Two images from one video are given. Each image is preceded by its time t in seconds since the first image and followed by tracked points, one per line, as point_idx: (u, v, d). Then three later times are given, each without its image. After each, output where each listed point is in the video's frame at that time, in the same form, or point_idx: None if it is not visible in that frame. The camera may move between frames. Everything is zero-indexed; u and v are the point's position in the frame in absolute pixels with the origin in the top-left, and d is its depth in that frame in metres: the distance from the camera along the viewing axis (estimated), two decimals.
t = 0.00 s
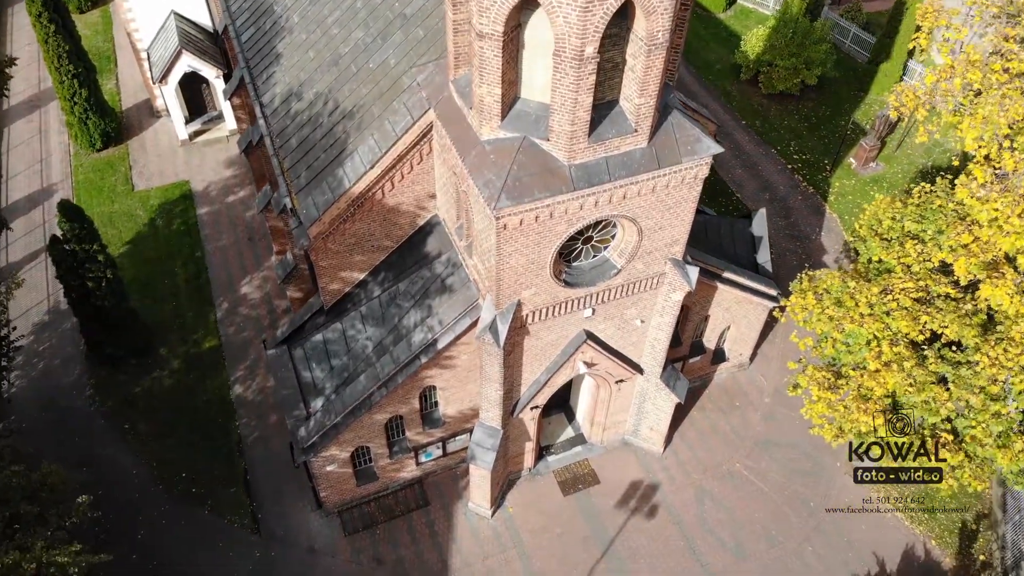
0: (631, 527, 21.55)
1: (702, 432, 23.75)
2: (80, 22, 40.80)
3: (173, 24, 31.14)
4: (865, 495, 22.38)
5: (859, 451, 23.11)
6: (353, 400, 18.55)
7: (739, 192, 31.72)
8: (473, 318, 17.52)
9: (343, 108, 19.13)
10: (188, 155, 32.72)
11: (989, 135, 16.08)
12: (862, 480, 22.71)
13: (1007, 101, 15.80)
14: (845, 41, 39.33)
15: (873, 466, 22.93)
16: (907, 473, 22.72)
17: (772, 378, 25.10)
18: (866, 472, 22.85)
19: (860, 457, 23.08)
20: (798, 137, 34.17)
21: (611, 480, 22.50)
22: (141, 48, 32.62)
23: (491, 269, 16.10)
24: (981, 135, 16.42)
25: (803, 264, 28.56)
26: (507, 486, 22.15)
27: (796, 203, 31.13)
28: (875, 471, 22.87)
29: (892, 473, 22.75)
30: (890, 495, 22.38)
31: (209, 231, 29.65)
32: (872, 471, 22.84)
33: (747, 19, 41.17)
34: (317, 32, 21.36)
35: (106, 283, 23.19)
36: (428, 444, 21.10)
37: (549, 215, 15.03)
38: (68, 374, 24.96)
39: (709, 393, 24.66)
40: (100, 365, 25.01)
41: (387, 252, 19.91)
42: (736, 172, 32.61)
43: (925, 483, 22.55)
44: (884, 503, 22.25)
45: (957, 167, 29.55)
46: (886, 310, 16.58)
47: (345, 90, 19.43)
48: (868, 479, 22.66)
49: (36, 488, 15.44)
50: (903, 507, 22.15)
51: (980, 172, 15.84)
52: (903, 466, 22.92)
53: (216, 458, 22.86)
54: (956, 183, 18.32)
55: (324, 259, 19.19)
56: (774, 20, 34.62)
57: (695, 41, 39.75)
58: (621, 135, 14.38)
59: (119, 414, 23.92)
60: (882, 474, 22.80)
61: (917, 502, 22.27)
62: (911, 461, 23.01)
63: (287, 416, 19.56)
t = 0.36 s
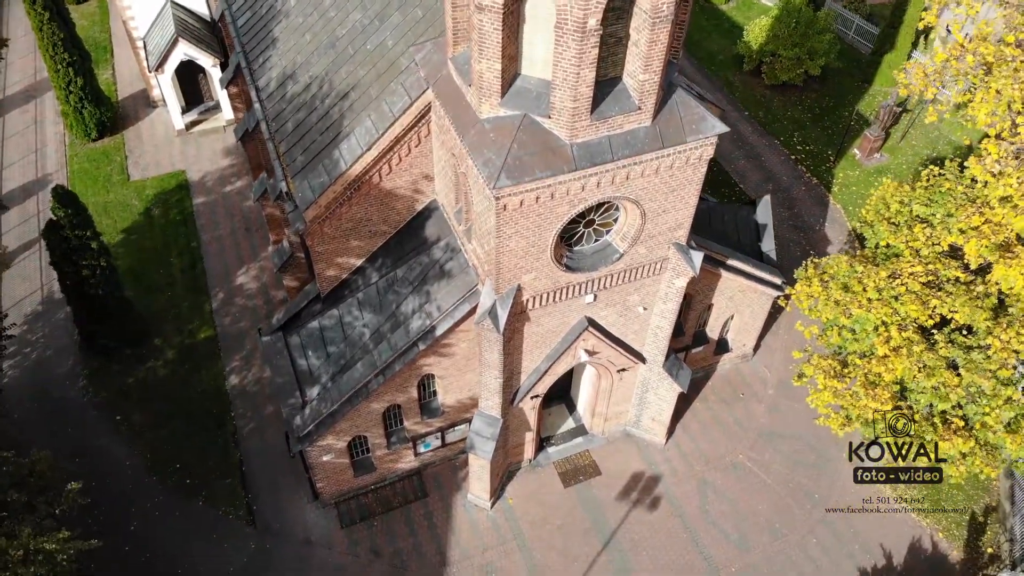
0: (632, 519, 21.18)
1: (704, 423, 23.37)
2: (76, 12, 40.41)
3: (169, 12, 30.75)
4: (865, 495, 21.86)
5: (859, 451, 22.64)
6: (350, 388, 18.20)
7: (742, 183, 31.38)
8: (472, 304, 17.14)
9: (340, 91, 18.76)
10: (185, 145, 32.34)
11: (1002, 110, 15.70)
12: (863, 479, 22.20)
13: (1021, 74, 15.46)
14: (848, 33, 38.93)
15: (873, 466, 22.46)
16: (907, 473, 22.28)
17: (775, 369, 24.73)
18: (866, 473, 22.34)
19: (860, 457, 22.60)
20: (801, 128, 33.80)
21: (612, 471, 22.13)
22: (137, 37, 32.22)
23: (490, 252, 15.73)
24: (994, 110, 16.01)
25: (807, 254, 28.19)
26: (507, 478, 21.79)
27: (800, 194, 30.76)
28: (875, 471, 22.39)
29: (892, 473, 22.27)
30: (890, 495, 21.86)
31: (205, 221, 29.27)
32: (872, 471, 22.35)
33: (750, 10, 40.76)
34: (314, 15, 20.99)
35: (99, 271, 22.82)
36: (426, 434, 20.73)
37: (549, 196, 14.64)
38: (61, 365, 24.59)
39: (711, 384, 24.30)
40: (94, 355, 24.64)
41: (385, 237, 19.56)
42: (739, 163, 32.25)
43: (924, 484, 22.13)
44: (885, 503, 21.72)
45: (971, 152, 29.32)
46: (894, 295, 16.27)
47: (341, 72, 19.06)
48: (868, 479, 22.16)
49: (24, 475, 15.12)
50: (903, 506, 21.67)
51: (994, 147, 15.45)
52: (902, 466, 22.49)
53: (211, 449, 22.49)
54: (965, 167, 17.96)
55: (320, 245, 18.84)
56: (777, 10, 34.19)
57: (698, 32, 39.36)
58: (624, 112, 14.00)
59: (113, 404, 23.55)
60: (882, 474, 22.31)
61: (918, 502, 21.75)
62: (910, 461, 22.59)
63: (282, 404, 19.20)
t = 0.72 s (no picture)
0: (633, 509, 20.81)
1: (707, 413, 23.00)
2: (72, 2, 40.01)
3: None
4: (865, 495, 21.29)
5: (859, 450, 22.05)
6: (346, 374, 17.84)
7: (744, 173, 31.02)
8: (471, 288, 16.76)
9: (335, 72, 18.41)
10: (181, 134, 31.98)
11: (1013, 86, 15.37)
12: (863, 479, 21.62)
13: None
14: (851, 23, 38.53)
15: (872, 466, 21.89)
16: (907, 473, 21.74)
17: (779, 359, 24.36)
18: (865, 472, 21.77)
19: (860, 457, 22.01)
20: (804, 118, 33.44)
21: (613, 461, 21.77)
22: (132, 25, 31.84)
23: (488, 233, 15.35)
24: (1005, 82, 15.66)
25: (811, 244, 27.82)
26: (507, 468, 21.42)
27: (803, 183, 30.39)
28: (875, 471, 21.79)
29: (892, 473, 21.70)
30: (891, 495, 21.29)
31: (200, 210, 28.89)
32: (872, 471, 21.77)
33: None
34: None
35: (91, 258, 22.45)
36: (425, 423, 20.37)
37: (549, 174, 14.28)
38: (53, 354, 24.21)
39: (714, 374, 23.93)
40: (88, 344, 24.27)
41: (382, 222, 19.20)
42: (741, 153, 31.90)
43: (924, 484, 21.57)
44: (885, 503, 21.15)
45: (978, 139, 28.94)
46: (902, 277, 15.95)
47: (337, 53, 18.70)
48: (868, 479, 21.57)
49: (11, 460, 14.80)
50: (904, 506, 21.12)
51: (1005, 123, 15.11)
52: (902, 466, 21.93)
53: (205, 439, 22.13)
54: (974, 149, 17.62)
55: (316, 228, 18.49)
56: None
57: (699, 22, 38.96)
58: (626, 87, 13.63)
59: (106, 394, 23.18)
60: (882, 474, 21.75)
61: (918, 502, 21.19)
62: (910, 461, 22.06)
63: (277, 391, 18.86)
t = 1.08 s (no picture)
0: (634, 500, 20.49)
1: (709, 404, 22.68)
2: None
3: None
4: (865, 495, 20.78)
5: (859, 449, 21.58)
6: (343, 361, 17.53)
7: (747, 163, 30.69)
8: (470, 272, 16.43)
9: (331, 54, 18.07)
10: (177, 124, 31.65)
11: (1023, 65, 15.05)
12: (863, 479, 21.11)
13: None
14: (854, 14, 38.17)
15: (872, 466, 21.38)
16: (907, 473, 21.24)
17: (782, 349, 24.02)
18: (865, 472, 21.26)
19: (860, 456, 21.52)
20: (806, 108, 33.11)
21: (614, 452, 21.45)
22: (128, 13, 31.50)
23: (487, 215, 15.02)
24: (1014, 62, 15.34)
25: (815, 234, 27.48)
26: (506, 459, 21.11)
27: (806, 174, 30.05)
28: (875, 471, 21.29)
29: (892, 473, 21.18)
30: (891, 495, 20.78)
31: (196, 200, 28.56)
32: (873, 471, 21.26)
33: None
34: None
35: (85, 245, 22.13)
36: (423, 413, 20.05)
37: (550, 154, 13.96)
38: (47, 343, 23.89)
39: (716, 364, 23.61)
40: (81, 333, 23.96)
41: (380, 207, 18.88)
42: (743, 143, 31.58)
43: (925, 484, 21.05)
44: (885, 503, 20.65)
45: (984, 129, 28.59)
46: (909, 261, 15.65)
47: (334, 35, 18.37)
48: (868, 479, 21.07)
49: None
50: (904, 506, 20.61)
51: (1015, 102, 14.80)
52: (902, 466, 21.43)
53: (199, 429, 21.81)
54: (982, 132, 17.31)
55: (312, 213, 18.18)
56: None
57: (701, 13, 38.60)
58: (629, 63, 13.30)
59: (99, 383, 22.87)
60: (882, 474, 21.23)
61: (919, 502, 20.67)
62: (910, 461, 21.56)
63: (273, 378, 18.55)
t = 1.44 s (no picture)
0: (636, 491, 20.13)
1: (712, 394, 22.31)
2: None
3: None
4: (865, 495, 20.25)
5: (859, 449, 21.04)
6: (339, 347, 17.17)
7: (749, 153, 30.32)
8: (468, 256, 16.06)
9: (328, 34, 17.71)
10: (173, 114, 31.29)
11: None
12: (863, 480, 20.56)
13: None
14: (857, 5, 37.79)
15: (872, 466, 20.84)
16: (907, 473, 20.71)
17: (786, 340, 23.66)
18: (866, 473, 20.72)
19: (860, 457, 20.99)
20: (809, 98, 32.74)
21: (615, 442, 21.10)
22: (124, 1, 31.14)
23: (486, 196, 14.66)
24: None
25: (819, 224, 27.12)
26: (506, 449, 20.76)
27: (810, 164, 29.67)
28: (875, 471, 20.74)
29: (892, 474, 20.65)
30: (891, 495, 20.25)
31: (192, 189, 28.19)
32: (872, 471, 20.71)
33: None
34: None
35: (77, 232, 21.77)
36: (421, 402, 19.70)
37: (550, 131, 13.60)
38: (39, 333, 23.53)
39: (719, 354, 23.26)
40: (74, 322, 23.60)
41: (377, 191, 18.53)
42: (746, 133, 31.22)
43: (926, 484, 20.52)
44: (885, 503, 20.11)
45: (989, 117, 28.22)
46: (918, 244, 15.31)
47: (330, 15, 18.00)
48: (868, 479, 20.52)
49: None
50: (905, 506, 20.09)
51: None
52: (903, 466, 20.89)
53: (194, 419, 21.46)
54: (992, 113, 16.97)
55: (308, 197, 17.84)
56: None
57: (703, 4, 38.23)
58: (631, 37, 12.94)
59: (92, 373, 22.51)
60: (882, 474, 20.68)
61: (919, 503, 20.13)
62: (910, 461, 21.02)
63: (267, 365, 18.19)
